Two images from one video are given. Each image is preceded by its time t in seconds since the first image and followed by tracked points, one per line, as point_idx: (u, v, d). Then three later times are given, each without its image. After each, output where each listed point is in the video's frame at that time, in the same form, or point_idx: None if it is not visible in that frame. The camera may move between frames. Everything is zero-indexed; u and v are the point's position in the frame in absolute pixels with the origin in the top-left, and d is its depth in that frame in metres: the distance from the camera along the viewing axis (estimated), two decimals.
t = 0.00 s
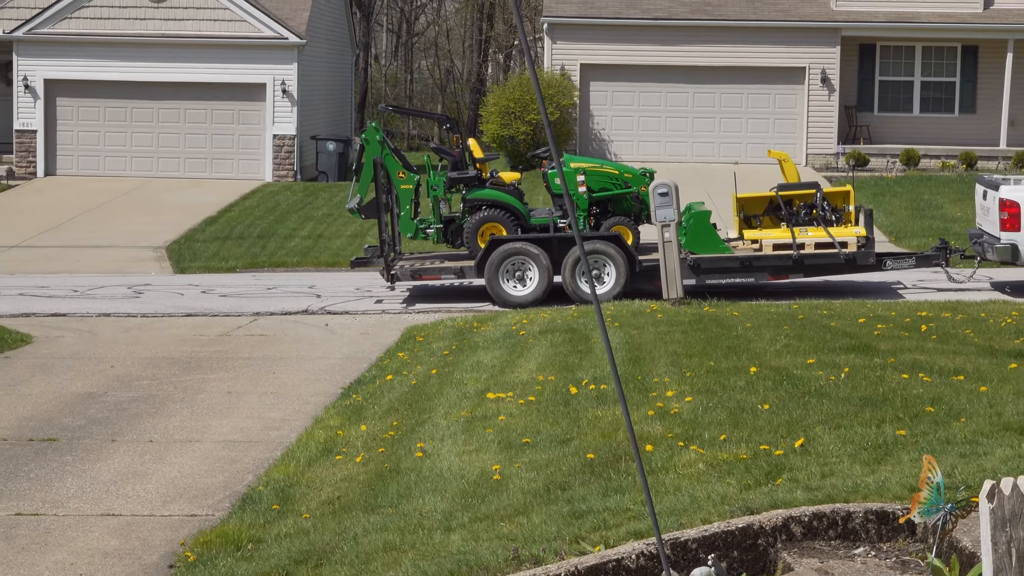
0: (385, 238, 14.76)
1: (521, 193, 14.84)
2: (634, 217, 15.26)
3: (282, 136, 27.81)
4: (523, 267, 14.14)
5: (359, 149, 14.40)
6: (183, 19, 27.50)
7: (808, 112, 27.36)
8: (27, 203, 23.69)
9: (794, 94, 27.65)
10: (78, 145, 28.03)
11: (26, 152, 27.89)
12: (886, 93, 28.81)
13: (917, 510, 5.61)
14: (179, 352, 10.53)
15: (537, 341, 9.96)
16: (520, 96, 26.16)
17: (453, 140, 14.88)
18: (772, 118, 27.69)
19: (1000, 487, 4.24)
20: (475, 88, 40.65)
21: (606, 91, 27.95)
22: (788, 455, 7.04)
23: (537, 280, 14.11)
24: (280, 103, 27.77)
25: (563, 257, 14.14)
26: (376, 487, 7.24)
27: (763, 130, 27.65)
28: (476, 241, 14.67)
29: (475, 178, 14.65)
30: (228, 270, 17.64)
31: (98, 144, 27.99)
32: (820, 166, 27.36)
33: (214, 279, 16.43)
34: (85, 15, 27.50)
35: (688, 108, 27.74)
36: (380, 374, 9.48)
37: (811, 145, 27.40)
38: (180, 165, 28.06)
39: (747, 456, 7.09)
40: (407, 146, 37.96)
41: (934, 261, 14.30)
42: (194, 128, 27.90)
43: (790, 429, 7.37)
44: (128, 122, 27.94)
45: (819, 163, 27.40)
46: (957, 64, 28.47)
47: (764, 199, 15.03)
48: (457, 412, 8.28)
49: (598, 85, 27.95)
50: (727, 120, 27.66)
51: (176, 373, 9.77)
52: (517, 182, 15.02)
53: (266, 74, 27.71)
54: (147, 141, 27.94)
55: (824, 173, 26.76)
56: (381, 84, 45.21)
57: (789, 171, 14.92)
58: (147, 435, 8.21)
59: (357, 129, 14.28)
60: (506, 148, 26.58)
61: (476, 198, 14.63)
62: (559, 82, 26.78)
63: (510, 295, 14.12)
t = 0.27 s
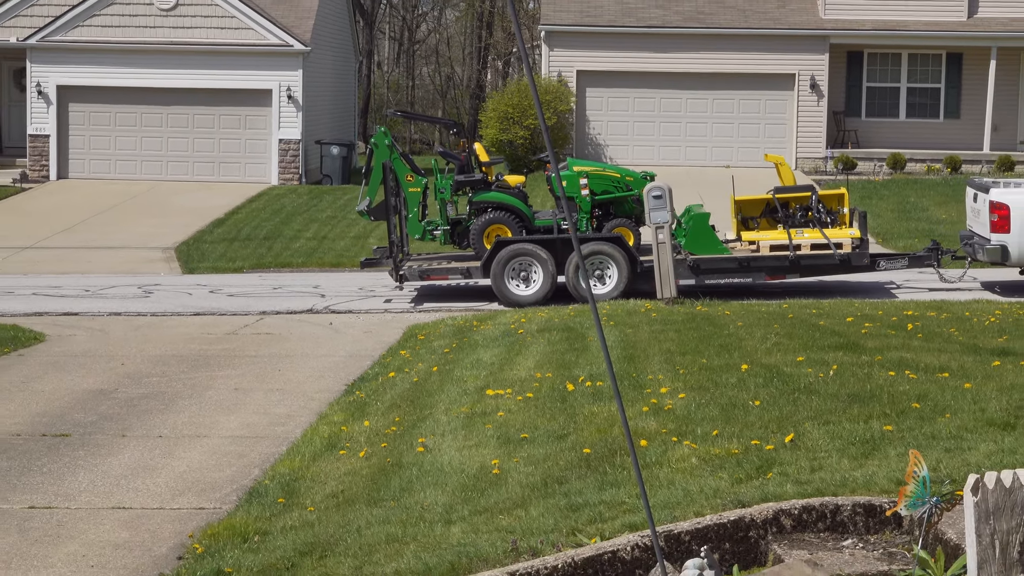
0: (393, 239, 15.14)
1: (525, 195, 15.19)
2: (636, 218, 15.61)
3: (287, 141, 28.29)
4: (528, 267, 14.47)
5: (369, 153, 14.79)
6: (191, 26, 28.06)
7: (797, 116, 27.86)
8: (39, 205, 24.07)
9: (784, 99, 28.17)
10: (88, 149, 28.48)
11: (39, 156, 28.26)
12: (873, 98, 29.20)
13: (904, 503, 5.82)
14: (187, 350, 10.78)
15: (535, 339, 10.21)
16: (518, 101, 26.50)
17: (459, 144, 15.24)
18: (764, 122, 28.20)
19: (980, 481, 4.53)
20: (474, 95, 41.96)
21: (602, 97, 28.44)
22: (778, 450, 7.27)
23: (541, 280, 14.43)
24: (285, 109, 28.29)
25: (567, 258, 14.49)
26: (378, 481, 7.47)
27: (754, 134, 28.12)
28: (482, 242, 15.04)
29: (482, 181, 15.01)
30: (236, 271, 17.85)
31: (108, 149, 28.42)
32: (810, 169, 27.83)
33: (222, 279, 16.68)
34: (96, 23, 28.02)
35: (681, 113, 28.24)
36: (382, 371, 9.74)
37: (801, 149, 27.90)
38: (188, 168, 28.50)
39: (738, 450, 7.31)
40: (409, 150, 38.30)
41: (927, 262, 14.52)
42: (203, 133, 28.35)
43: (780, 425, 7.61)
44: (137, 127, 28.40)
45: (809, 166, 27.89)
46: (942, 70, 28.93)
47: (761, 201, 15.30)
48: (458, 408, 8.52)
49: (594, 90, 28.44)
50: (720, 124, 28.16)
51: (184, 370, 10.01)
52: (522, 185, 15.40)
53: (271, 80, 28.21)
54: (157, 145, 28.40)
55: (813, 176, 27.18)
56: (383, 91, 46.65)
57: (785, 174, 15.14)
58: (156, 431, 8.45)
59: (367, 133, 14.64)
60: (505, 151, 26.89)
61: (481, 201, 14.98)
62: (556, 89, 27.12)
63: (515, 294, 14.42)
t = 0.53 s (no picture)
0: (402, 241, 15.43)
1: (531, 198, 15.49)
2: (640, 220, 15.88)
3: (293, 145, 28.81)
4: (533, 268, 14.87)
5: (378, 157, 15.02)
6: (202, 34, 28.66)
7: (789, 122, 28.54)
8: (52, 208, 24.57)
9: (775, 104, 28.83)
10: (100, 153, 29.01)
11: (53, 160, 28.84)
12: (861, 104, 29.80)
13: (891, 496, 6.00)
14: (197, 348, 11.04)
15: (534, 337, 10.46)
16: (518, 106, 26.94)
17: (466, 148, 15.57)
18: (756, 128, 28.86)
19: (965, 477, 4.56)
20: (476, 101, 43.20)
21: (600, 102, 29.08)
22: (770, 445, 7.51)
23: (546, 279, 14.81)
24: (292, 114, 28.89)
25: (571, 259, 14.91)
26: (382, 475, 7.71)
27: (746, 139, 28.80)
28: (488, 244, 15.35)
29: (487, 183, 15.25)
30: (244, 271, 18.37)
31: (120, 153, 28.93)
32: (800, 173, 28.40)
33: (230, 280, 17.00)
34: (109, 30, 28.61)
35: (675, 118, 28.91)
36: (386, 369, 10.00)
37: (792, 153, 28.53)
38: (197, 172, 29.04)
39: (731, 446, 7.55)
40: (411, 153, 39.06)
41: (919, 262, 14.78)
42: (213, 137, 28.95)
43: (772, 421, 7.84)
44: (148, 131, 28.94)
45: (799, 169, 28.44)
46: (928, 76, 29.48)
47: (759, 203, 15.57)
48: (459, 404, 8.77)
49: (592, 96, 29.04)
50: (713, 129, 28.82)
51: (194, 367, 10.26)
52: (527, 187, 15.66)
53: (279, 86, 28.79)
54: (167, 149, 28.95)
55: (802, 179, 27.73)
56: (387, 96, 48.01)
57: (782, 178, 15.37)
58: (166, 427, 8.70)
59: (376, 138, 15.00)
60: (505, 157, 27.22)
61: (487, 203, 15.27)
62: (554, 94, 27.58)
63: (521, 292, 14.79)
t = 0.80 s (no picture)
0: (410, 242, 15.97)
1: (535, 200, 16.05)
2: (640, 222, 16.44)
3: (299, 149, 29.37)
4: (537, 269, 15.30)
5: (387, 161, 15.49)
6: (211, 41, 29.39)
7: (779, 126, 29.09)
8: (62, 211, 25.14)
9: (767, 110, 29.44)
10: (111, 157, 29.68)
11: (65, 164, 29.54)
12: (849, 110, 30.34)
13: (880, 490, 6.33)
14: (205, 346, 11.31)
15: (533, 335, 10.72)
16: (517, 111, 27.37)
17: (472, 152, 16.07)
18: (748, 132, 29.51)
19: (952, 470, 5.02)
20: (476, 107, 44.17)
21: (597, 108, 29.74)
22: (761, 440, 7.74)
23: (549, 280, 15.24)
24: (297, 120, 29.44)
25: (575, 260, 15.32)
26: (385, 469, 7.95)
27: (738, 143, 29.46)
28: (494, 245, 15.93)
29: (494, 187, 15.83)
30: (251, 271, 18.87)
31: (131, 156, 29.62)
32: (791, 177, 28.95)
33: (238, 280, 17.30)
34: (120, 38, 29.38)
35: (669, 123, 29.55)
36: (389, 366, 10.26)
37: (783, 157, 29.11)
38: (206, 175, 29.69)
39: (724, 441, 7.78)
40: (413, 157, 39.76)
41: (912, 263, 15.02)
42: (221, 141, 29.58)
43: (763, 417, 8.08)
44: (159, 136, 29.63)
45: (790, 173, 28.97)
46: (915, 82, 30.06)
47: (756, 206, 15.78)
48: (460, 401, 9.02)
49: (589, 102, 29.71)
50: (706, 134, 29.46)
51: (202, 365, 10.52)
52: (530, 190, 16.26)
53: (284, 92, 29.40)
54: (177, 153, 29.62)
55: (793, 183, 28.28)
56: (390, 102, 49.23)
57: (779, 180, 15.58)
58: (175, 423, 8.94)
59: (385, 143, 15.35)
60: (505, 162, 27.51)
61: (493, 206, 15.87)
62: (552, 100, 28.35)
63: (525, 292, 15.23)
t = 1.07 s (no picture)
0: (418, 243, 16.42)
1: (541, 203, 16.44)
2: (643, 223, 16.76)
3: (305, 153, 30.07)
4: (543, 270, 15.65)
5: (396, 165, 16.04)
6: (219, 49, 29.88)
7: (773, 129, 29.80)
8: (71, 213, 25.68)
9: (761, 114, 30.12)
10: (122, 161, 30.37)
11: (78, 167, 30.26)
12: (842, 114, 31.11)
13: (873, 486, 6.34)
14: (213, 345, 11.57)
15: (532, 334, 10.95)
16: (517, 116, 27.69)
17: (480, 157, 16.56)
18: (742, 136, 30.22)
19: (940, 466, 4.88)
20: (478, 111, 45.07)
21: (595, 113, 30.42)
22: (755, 436, 7.94)
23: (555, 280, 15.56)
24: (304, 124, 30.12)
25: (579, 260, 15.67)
26: (389, 465, 8.16)
27: (733, 147, 30.16)
28: (500, 246, 16.34)
29: (500, 190, 16.24)
30: (258, 271, 19.28)
31: (142, 160, 30.32)
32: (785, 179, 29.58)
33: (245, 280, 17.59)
34: (131, 45, 29.87)
35: (665, 127, 30.25)
36: (392, 364, 10.50)
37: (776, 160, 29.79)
38: (215, 178, 30.44)
39: (719, 437, 7.99)
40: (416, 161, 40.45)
41: (907, 264, 15.26)
42: (229, 145, 30.30)
43: (757, 414, 8.28)
44: (169, 140, 30.33)
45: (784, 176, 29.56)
46: (906, 88, 30.90)
47: (755, 207, 15.97)
48: (461, 398, 9.24)
49: (587, 107, 30.40)
50: (701, 138, 30.16)
51: (210, 363, 10.77)
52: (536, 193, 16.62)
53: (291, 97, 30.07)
54: (186, 157, 30.34)
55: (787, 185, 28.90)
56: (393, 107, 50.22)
57: (778, 182, 15.78)
58: (185, 419, 9.18)
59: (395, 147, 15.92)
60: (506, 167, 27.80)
61: (500, 208, 16.26)
62: (552, 105, 28.87)
63: (531, 292, 15.52)
